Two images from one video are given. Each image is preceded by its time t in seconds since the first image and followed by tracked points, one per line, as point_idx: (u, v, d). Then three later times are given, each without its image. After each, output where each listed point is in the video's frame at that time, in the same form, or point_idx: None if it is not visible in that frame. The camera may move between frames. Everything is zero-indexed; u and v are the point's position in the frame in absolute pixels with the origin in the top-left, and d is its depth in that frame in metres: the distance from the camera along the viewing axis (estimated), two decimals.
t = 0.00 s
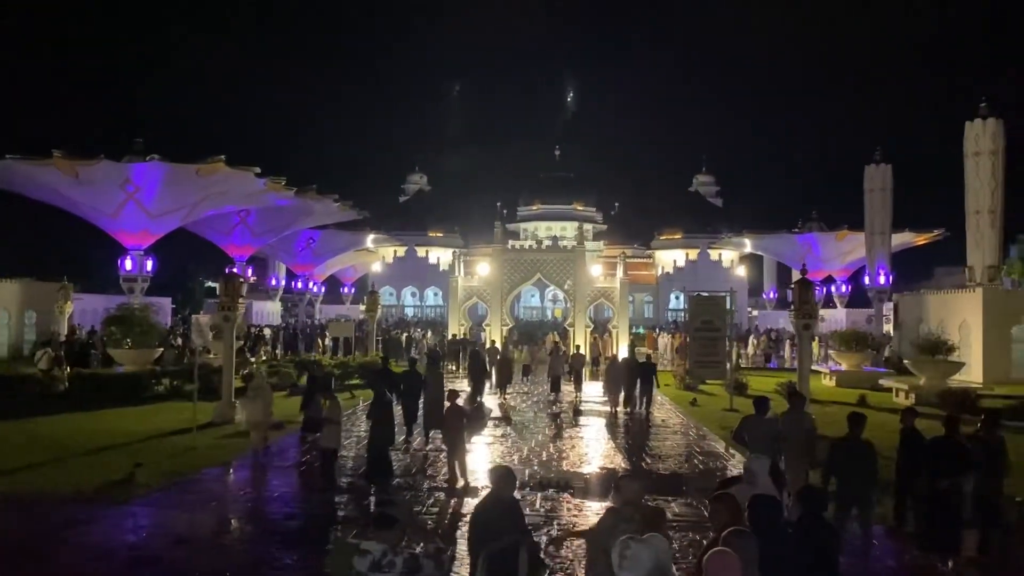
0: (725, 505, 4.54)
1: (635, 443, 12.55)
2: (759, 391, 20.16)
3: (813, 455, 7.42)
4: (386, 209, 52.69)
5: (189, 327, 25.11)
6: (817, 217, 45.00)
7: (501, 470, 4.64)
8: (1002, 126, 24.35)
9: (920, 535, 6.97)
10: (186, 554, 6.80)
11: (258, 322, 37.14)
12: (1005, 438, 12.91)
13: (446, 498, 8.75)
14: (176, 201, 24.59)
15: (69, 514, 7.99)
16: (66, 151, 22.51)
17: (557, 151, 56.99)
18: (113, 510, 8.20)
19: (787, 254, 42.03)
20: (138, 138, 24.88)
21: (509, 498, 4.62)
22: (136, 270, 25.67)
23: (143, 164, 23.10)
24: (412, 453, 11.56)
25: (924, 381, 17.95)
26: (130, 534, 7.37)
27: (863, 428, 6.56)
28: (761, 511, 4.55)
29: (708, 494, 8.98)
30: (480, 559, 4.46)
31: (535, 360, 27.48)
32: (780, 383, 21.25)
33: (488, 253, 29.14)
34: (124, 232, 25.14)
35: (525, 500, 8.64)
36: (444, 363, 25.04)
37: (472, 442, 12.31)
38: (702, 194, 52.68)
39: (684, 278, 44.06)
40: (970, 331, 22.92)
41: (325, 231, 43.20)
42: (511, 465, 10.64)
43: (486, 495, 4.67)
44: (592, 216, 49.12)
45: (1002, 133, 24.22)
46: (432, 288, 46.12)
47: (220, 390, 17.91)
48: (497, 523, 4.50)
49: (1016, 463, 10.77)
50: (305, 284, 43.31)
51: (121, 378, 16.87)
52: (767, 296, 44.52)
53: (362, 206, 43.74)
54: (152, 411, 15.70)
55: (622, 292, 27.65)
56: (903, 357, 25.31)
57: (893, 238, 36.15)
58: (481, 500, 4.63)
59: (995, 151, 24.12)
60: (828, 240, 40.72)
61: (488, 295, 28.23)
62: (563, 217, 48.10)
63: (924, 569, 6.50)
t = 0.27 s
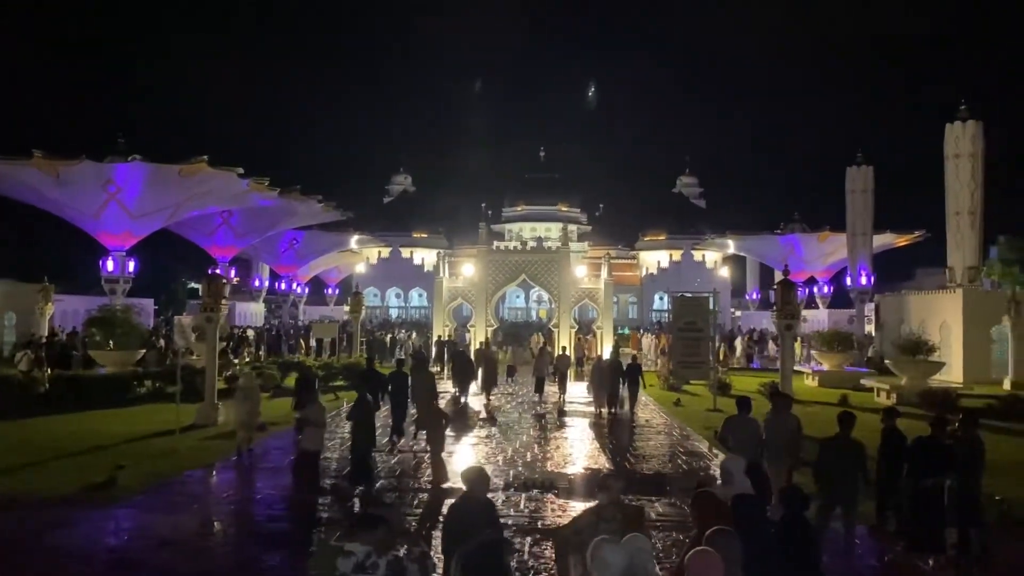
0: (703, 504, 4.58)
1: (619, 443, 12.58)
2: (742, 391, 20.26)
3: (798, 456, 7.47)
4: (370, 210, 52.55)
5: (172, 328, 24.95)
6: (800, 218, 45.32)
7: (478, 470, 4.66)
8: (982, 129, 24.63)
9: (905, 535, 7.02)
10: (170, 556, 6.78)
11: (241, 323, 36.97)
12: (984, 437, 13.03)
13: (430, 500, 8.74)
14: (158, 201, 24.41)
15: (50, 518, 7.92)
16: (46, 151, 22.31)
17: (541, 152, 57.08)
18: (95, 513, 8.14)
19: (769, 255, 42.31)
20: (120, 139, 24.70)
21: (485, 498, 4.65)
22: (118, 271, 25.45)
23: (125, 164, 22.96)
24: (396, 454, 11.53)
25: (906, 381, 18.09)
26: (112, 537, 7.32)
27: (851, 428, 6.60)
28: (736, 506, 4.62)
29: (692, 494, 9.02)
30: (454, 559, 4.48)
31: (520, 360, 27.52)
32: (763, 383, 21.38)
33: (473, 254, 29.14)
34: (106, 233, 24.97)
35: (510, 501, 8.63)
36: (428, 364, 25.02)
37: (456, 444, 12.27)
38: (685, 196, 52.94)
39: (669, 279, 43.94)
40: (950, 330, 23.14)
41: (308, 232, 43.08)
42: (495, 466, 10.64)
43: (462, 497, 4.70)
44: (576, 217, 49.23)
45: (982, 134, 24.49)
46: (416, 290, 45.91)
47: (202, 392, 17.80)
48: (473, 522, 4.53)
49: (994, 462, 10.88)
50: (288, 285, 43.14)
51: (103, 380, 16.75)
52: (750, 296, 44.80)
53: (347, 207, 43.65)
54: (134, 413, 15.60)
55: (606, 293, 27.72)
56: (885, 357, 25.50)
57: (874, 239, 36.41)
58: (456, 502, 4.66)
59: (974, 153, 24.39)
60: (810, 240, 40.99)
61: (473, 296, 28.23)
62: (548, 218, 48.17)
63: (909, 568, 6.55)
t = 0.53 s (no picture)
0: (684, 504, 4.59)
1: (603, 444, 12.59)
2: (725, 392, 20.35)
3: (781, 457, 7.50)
4: (353, 211, 52.38)
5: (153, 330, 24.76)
6: (782, 220, 45.57)
7: (457, 472, 4.64)
8: (962, 131, 24.81)
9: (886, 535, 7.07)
10: (150, 560, 6.71)
11: (223, 325, 36.75)
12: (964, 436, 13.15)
13: (412, 502, 8.70)
14: (140, 202, 24.21)
15: (29, 522, 7.83)
16: (26, 151, 22.10)
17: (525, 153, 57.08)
18: (74, 517, 8.06)
19: (752, 256, 42.53)
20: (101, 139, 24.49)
21: (467, 500, 4.63)
22: (99, 273, 25.24)
23: (106, 165, 22.75)
24: (379, 456, 11.48)
25: (887, 381, 18.23)
26: (92, 541, 7.25)
27: (834, 427, 6.66)
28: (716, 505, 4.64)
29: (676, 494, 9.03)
30: (432, 562, 4.47)
31: (504, 361, 27.53)
32: (745, 383, 21.49)
33: (458, 255, 29.10)
34: (86, 234, 24.76)
35: (494, 503, 8.61)
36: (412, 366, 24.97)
37: (440, 446, 12.25)
38: (669, 197, 53.13)
39: (652, 279, 44.24)
40: (931, 331, 23.33)
41: (292, 233, 42.89)
42: (479, 468, 10.61)
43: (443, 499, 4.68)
44: (561, 218, 49.28)
45: (962, 136, 24.70)
46: (400, 291, 46.06)
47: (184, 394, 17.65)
48: (452, 525, 4.52)
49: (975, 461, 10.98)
50: (271, 286, 42.92)
51: (83, 382, 16.59)
52: (733, 297, 45.02)
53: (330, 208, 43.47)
54: (115, 415, 15.48)
55: (590, 294, 27.76)
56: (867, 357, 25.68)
57: (856, 240, 36.67)
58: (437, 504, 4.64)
59: (954, 155, 24.60)
60: (792, 242, 41.29)
61: (457, 298, 28.19)
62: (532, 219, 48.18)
63: (890, 567, 6.60)
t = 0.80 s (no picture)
0: (663, 504, 4.60)
1: (588, 444, 12.64)
2: (709, 392, 20.43)
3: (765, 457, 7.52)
4: (337, 212, 52.18)
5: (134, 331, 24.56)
6: (766, 221, 45.80)
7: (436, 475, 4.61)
8: (942, 133, 25.06)
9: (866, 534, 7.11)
10: (129, 564, 6.65)
11: (206, 326, 36.52)
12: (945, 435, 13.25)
13: (395, 504, 8.66)
14: (121, 203, 24.01)
15: (7, 527, 7.74)
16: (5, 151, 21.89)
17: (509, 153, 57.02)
18: (53, 520, 7.98)
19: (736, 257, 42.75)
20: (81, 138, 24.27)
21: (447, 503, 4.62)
22: (79, 274, 25.05)
23: (87, 165, 22.55)
24: (363, 457, 11.44)
25: (869, 382, 18.36)
26: (72, 544, 7.19)
27: (808, 427, 6.71)
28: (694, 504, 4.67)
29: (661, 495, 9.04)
30: (414, 565, 4.46)
31: (489, 362, 27.52)
32: (729, 383, 21.58)
33: (442, 256, 29.06)
34: (66, 234, 24.58)
35: (478, 504, 8.60)
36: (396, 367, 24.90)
37: (424, 447, 12.22)
38: (653, 198, 53.29)
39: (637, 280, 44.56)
40: (912, 331, 23.52)
41: (275, 234, 42.67)
42: (463, 469, 10.59)
43: (424, 501, 4.66)
44: (545, 219, 49.31)
45: (942, 139, 24.94)
46: (384, 292, 45.98)
47: (165, 396, 17.51)
48: (433, 528, 4.50)
49: (955, 460, 11.07)
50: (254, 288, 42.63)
51: (63, 385, 16.43)
52: (717, 298, 45.20)
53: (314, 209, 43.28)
54: (95, 418, 15.35)
55: (574, 295, 27.79)
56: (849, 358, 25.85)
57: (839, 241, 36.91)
58: (418, 507, 4.62)
59: (935, 157, 24.83)
60: (775, 242, 41.49)
61: (441, 299, 28.15)
62: (517, 220, 48.18)
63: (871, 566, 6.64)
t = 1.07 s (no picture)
0: (643, 506, 4.60)
1: (574, 445, 12.65)
2: (693, 392, 20.49)
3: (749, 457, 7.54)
4: (321, 213, 51.98)
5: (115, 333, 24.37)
6: (749, 222, 46.02)
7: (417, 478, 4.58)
8: (924, 135, 25.24)
9: (848, 533, 7.14)
10: (108, 568, 6.58)
11: (188, 328, 36.29)
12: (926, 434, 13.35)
13: (379, 506, 8.62)
14: (102, 203, 23.80)
15: None
16: None
17: (494, 154, 56.96)
18: (31, 524, 7.88)
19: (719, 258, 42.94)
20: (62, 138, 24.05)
21: (428, 506, 4.59)
22: (60, 275, 24.85)
23: (67, 165, 22.33)
24: (347, 459, 11.39)
25: (851, 382, 18.48)
26: (50, 549, 7.10)
27: (779, 427, 6.76)
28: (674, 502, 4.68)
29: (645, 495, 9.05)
30: (399, 569, 4.43)
31: (473, 363, 27.51)
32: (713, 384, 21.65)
33: (426, 257, 29.01)
34: (46, 235, 24.37)
35: (463, 505, 8.57)
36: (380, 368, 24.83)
37: (408, 449, 12.17)
38: (637, 199, 53.45)
39: (621, 280, 44.79)
40: (894, 332, 23.70)
41: (258, 235, 42.47)
42: (447, 470, 10.56)
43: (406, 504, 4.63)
44: (530, 220, 49.32)
45: (923, 141, 25.13)
46: (368, 293, 46.16)
47: (146, 398, 17.37)
48: (418, 530, 4.49)
49: (935, 459, 11.16)
50: (237, 289, 42.57)
51: (44, 388, 16.26)
52: (700, 299, 45.40)
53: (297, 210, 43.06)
54: (75, 421, 15.19)
55: (559, 296, 27.80)
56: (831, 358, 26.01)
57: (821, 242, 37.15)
58: (400, 510, 4.58)
59: (915, 159, 25.03)
60: (758, 243, 41.79)
61: (426, 300, 28.09)
62: (501, 221, 48.15)
63: (853, 566, 6.67)
